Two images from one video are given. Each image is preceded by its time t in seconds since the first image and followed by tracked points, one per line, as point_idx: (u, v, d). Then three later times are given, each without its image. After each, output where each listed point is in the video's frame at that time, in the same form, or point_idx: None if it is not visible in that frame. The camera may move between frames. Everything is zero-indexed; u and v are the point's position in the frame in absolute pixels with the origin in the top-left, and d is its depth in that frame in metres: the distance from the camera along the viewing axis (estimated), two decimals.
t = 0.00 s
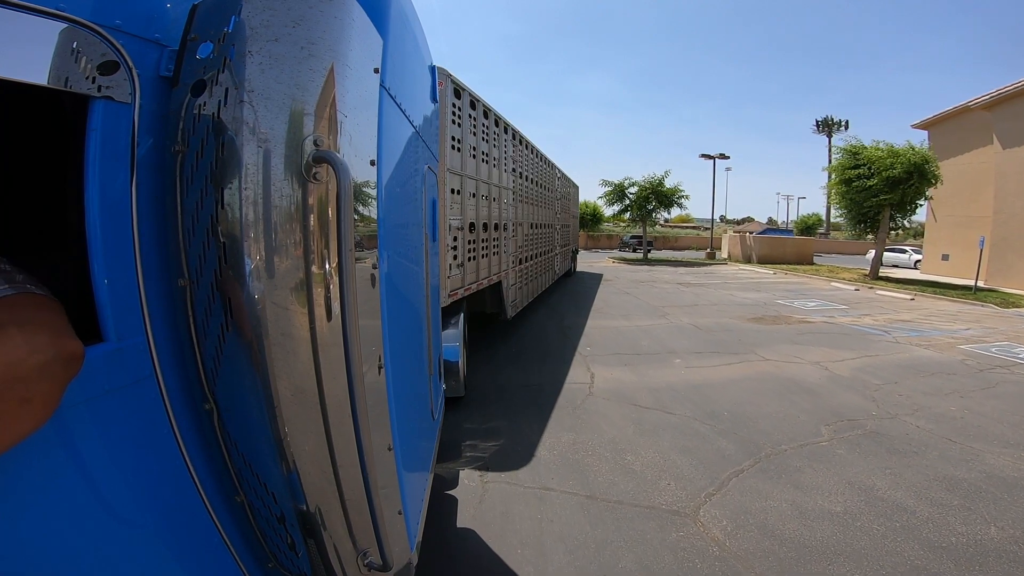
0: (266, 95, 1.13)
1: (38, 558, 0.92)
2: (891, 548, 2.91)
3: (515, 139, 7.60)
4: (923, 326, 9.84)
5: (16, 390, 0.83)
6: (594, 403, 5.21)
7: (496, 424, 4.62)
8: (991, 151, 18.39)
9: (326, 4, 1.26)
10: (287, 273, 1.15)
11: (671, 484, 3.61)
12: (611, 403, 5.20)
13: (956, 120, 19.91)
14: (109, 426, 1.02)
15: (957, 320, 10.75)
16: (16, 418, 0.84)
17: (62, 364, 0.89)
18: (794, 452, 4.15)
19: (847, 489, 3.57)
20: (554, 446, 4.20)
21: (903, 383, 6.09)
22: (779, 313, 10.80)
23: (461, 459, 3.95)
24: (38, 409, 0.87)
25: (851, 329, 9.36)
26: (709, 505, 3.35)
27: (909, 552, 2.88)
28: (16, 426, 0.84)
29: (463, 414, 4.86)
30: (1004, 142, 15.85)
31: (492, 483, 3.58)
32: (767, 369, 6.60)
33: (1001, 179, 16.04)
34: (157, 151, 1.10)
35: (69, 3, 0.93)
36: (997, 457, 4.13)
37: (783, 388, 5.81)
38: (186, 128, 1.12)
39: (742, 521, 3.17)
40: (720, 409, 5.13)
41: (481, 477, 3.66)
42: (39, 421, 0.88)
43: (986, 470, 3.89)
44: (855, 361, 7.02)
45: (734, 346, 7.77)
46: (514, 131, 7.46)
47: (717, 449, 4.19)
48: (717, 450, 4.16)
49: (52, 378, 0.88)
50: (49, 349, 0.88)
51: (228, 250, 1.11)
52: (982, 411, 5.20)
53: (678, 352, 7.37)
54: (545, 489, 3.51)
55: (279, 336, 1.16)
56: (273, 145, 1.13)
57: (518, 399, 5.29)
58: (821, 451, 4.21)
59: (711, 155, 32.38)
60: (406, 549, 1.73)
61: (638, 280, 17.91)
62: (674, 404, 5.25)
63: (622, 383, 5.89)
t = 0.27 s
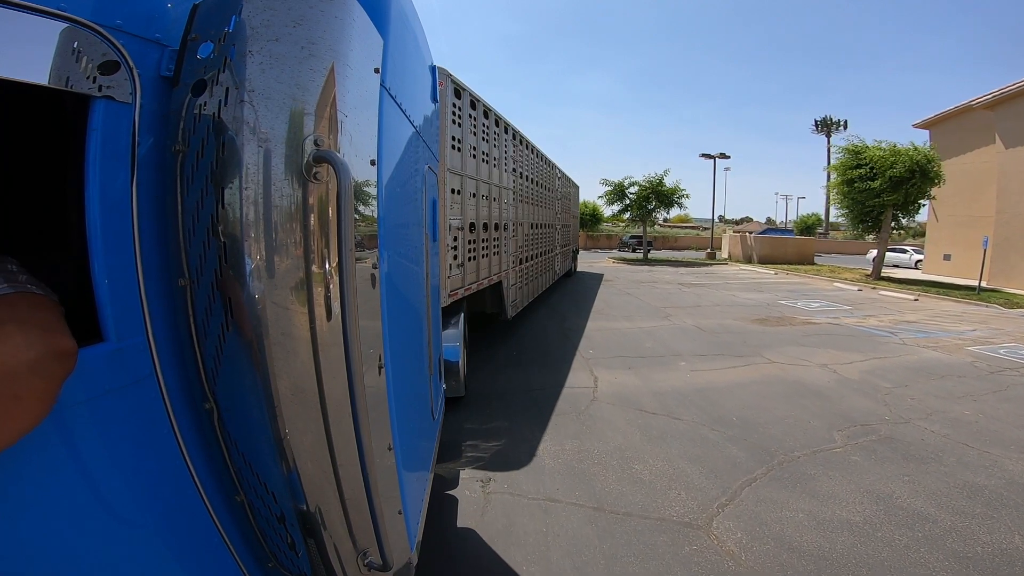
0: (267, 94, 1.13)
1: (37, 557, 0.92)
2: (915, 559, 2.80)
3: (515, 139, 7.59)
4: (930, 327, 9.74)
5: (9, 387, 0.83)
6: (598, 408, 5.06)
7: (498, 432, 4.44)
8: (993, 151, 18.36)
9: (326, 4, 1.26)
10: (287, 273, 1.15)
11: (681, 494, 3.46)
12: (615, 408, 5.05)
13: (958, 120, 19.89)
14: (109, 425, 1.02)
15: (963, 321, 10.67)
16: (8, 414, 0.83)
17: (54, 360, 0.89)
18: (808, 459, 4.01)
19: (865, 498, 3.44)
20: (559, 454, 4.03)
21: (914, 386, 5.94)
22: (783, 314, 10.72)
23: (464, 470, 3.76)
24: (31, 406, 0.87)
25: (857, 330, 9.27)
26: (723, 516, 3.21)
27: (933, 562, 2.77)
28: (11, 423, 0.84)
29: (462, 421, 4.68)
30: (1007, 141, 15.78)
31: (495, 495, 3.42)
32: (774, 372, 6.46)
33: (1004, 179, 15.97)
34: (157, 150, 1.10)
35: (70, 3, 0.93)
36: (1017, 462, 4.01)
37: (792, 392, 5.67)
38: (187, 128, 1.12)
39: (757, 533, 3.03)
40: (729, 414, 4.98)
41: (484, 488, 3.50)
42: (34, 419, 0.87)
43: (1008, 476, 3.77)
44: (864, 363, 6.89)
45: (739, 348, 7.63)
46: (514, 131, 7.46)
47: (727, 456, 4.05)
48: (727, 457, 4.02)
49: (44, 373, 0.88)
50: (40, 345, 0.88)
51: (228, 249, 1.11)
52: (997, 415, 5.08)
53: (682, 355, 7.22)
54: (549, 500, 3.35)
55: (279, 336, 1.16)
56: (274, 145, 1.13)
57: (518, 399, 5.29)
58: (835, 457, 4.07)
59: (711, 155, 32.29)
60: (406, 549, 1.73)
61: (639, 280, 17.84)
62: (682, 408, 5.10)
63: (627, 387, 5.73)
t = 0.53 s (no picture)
0: (268, 94, 1.13)
1: (36, 557, 0.92)
2: (939, 569, 2.73)
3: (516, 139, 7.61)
4: (934, 328, 9.69)
5: (8, 384, 0.83)
6: (602, 413, 4.93)
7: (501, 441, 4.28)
8: (995, 151, 18.36)
9: (327, 3, 1.26)
10: (287, 273, 1.15)
11: (693, 504, 3.35)
12: (621, 414, 4.92)
13: (958, 120, 19.89)
14: (109, 425, 1.02)
15: (966, 321, 10.64)
16: (6, 411, 0.83)
17: (51, 357, 0.89)
18: (822, 467, 3.91)
19: (885, 506, 3.35)
20: (565, 463, 3.89)
21: (925, 389, 5.86)
22: (786, 315, 10.67)
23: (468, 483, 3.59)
24: (32, 404, 0.87)
25: (862, 331, 9.20)
26: (738, 526, 3.11)
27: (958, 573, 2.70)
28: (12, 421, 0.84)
29: (462, 429, 4.51)
30: (1008, 141, 15.78)
31: (499, 507, 3.28)
32: (781, 375, 6.36)
33: (1006, 179, 15.97)
34: (158, 150, 1.10)
35: (71, 3, 0.93)
36: None
37: (801, 396, 5.56)
38: (188, 128, 1.12)
39: (775, 544, 2.94)
40: (738, 419, 4.87)
41: (486, 498, 3.37)
42: (32, 417, 0.87)
43: None
44: (872, 366, 6.80)
45: (745, 351, 7.52)
46: (515, 131, 7.47)
47: (738, 462, 3.95)
48: (739, 465, 3.92)
49: (40, 370, 0.87)
50: (35, 342, 0.88)
51: (229, 249, 1.12)
52: (1012, 418, 5.00)
53: (687, 357, 7.11)
54: (556, 512, 3.22)
55: (279, 335, 1.16)
56: (274, 144, 1.13)
57: (518, 399, 5.29)
58: (850, 464, 3.98)
59: (711, 155, 32.22)
60: (405, 548, 1.73)
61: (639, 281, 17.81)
62: (689, 414, 4.97)
63: (632, 392, 5.59)
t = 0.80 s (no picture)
0: (268, 94, 1.13)
1: (37, 557, 0.92)
2: None
3: (516, 139, 7.62)
4: (938, 329, 9.64)
5: (11, 384, 0.83)
6: (608, 419, 4.79)
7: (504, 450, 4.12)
8: (995, 150, 18.34)
9: (327, 3, 1.26)
10: (288, 272, 1.15)
11: (708, 514, 3.23)
12: (627, 419, 4.78)
13: (958, 119, 19.88)
14: (110, 424, 1.02)
15: (969, 322, 10.60)
16: (8, 411, 0.83)
17: (53, 358, 0.89)
18: (839, 473, 3.81)
19: (907, 514, 3.26)
20: (572, 472, 3.75)
21: (936, 392, 5.77)
22: (790, 316, 10.61)
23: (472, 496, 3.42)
24: (33, 405, 0.87)
25: (866, 332, 9.15)
26: (756, 538, 2.99)
27: None
28: (14, 421, 0.84)
29: (464, 437, 4.35)
30: (1008, 141, 15.77)
31: (505, 520, 3.14)
32: (789, 378, 6.26)
33: (1007, 178, 15.94)
34: (159, 150, 1.11)
35: (72, 3, 0.93)
36: None
37: (811, 400, 5.44)
38: (189, 128, 1.13)
39: (795, 556, 2.84)
40: (748, 424, 4.76)
41: (491, 511, 3.23)
42: (34, 417, 0.87)
43: None
44: (880, 368, 6.71)
45: (750, 353, 7.40)
46: (515, 131, 7.49)
47: (751, 469, 3.84)
48: (753, 472, 3.80)
49: (42, 371, 0.87)
50: (37, 342, 0.88)
51: (229, 249, 1.12)
52: None
53: (692, 360, 6.99)
54: (565, 525, 3.08)
55: (280, 335, 1.16)
56: (275, 144, 1.13)
57: (518, 398, 5.31)
58: (866, 470, 3.88)
59: (710, 155, 32.16)
60: (406, 548, 1.73)
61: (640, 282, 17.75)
62: (698, 419, 4.84)
63: (638, 396, 5.45)
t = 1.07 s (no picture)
0: (268, 94, 1.13)
1: (36, 556, 0.92)
2: None
3: (516, 139, 7.63)
4: (942, 330, 9.60)
5: (11, 382, 0.83)
6: (614, 425, 4.66)
7: (509, 459, 3.97)
8: (994, 150, 18.34)
9: (328, 3, 1.26)
10: (289, 272, 1.15)
11: (723, 524, 3.12)
12: (634, 425, 4.65)
13: (957, 119, 19.89)
14: (110, 424, 1.02)
15: (973, 323, 10.56)
16: (8, 411, 0.83)
17: (53, 357, 0.89)
18: (856, 480, 3.71)
19: (929, 521, 3.18)
20: (581, 482, 3.61)
21: (947, 395, 5.70)
22: (793, 317, 10.57)
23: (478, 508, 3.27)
24: (34, 404, 0.86)
25: (870, 333, 9.10)
26: (776, 549, 2.89)
27: None
28: (14, 420, 0.83)
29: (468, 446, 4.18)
30: (1008, 140, 15.75)
31: (513, 533, 3.00)
32: (797, 381, 6.15)
33: (1007, 177, 15.92)
34: (159, 150, 1.10)
35: (73, 3, 0.93)
36: None
37: (820, 404, 5.34)
38: (189, 128, 1.13)
39: (818, 568, 2.74)
40: (758, 429, 4.64)
41: (496, 524, 3.09)
42: (33, 416, 0.87)
43: None
44: (889, 370, 6.63)
45: (756, 356, 7.29)
46: (516, 131, 7.51)
47: (766, 477, 3.73)
48: (768, 480, 3.70)
49: (43, 370, 0.87)
50: (38, 341, 0.88)
51: (230, 249, 1.12)
52: None
53: (697, 363, 6.87)
54: (575, 538, 2.96)
55: (281, 335, 1.16)
56: (275, 145, 1.13)
57: (518, 399, 5.31)
58: (883, 475, 3.79)
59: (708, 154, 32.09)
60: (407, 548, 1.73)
61: (638, 282, 17.71)
62: (707, 424, 4.72)
63: (644, 401, 5.32)
